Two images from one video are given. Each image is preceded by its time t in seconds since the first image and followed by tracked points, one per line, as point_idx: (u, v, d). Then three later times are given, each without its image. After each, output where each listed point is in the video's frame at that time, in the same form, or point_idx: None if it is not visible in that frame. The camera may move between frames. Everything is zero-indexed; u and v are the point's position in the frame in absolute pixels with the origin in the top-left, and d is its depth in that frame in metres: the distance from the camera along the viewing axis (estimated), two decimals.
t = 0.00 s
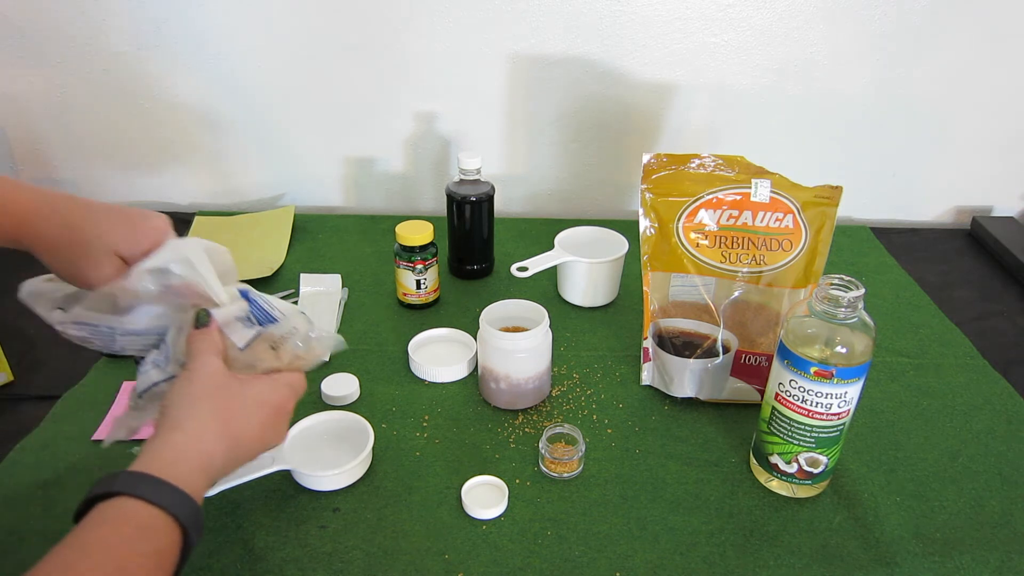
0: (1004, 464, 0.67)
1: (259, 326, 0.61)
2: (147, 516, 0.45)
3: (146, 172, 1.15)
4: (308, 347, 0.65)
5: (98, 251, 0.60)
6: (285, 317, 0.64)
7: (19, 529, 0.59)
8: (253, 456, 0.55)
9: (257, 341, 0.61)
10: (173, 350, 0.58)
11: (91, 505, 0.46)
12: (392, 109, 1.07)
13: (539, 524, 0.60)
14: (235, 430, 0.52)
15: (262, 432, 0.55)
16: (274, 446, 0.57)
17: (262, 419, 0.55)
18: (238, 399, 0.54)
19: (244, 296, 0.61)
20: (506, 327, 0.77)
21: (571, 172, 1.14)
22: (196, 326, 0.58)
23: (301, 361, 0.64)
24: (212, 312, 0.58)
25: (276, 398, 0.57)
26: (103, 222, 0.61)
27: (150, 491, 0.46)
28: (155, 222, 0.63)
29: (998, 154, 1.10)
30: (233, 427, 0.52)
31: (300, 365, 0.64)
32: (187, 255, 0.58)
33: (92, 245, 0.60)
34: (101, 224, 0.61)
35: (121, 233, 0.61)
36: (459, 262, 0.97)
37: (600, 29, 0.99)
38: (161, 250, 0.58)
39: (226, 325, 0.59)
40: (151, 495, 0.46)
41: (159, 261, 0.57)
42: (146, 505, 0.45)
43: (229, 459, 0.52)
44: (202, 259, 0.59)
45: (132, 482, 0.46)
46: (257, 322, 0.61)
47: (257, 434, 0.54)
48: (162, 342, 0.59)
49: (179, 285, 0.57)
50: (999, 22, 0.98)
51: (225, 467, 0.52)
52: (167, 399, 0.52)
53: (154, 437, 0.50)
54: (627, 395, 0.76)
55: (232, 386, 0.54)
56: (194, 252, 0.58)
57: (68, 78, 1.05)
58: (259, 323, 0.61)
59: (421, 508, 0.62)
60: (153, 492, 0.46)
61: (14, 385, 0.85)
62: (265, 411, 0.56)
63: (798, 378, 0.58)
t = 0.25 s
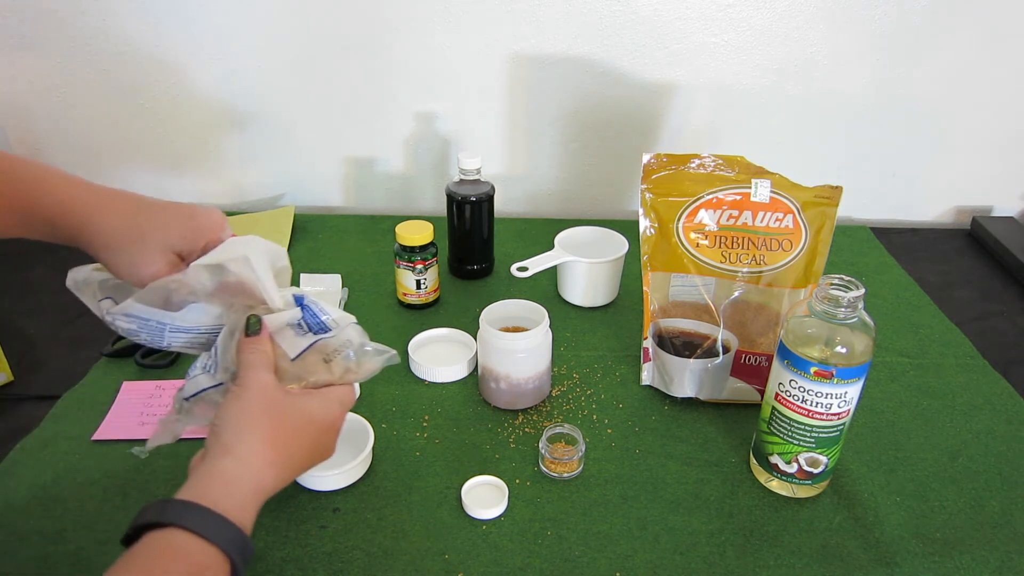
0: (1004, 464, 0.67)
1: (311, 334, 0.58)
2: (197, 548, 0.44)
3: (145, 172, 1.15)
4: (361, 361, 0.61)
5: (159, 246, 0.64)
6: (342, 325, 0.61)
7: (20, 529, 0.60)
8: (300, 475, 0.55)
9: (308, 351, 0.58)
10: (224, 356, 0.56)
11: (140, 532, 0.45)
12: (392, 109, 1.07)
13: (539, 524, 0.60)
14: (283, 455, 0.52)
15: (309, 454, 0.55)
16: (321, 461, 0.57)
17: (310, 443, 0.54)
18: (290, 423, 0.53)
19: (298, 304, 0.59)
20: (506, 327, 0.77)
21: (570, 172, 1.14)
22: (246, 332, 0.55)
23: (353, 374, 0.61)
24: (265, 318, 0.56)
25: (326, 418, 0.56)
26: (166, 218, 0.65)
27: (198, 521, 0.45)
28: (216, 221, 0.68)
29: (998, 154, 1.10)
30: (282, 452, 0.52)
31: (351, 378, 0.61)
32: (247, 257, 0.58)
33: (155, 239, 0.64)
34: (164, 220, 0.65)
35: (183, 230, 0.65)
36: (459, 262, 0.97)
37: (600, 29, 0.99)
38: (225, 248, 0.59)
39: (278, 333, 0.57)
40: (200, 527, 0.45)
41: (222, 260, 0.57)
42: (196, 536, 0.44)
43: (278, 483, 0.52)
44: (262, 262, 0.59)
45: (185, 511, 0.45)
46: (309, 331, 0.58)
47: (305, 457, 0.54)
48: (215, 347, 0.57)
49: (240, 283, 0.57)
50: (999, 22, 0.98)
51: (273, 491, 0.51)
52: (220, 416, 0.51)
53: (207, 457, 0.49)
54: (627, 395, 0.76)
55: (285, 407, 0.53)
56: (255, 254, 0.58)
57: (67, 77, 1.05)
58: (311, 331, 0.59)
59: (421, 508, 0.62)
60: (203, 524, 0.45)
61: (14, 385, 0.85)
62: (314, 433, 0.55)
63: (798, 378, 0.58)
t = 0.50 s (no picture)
0: (1004, 464, 0.67)
1: (308, 325, 0.59)
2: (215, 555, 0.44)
3: (145, 172, 1.15)
4: (362, 346, 0.62)
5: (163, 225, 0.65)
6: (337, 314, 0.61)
7: (20, 529, 0.60)
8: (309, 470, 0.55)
9: (306, 342, 0.58)
10: (219, 354, 0.56)
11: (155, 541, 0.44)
12: (392, 109, 1.07)
13: (539, 524, 0.60)
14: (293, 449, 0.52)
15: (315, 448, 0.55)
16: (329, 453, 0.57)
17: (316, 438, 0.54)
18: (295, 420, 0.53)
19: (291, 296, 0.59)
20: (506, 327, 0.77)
21: (570, 172, 1.14)
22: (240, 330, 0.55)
23: (354, 361, 0.61)
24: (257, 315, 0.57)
25: (332, 410, 0.56)
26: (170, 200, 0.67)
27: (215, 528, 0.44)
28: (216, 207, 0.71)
29: (998, 154, 1.10)
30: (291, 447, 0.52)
31: (353, 366, 0.61)
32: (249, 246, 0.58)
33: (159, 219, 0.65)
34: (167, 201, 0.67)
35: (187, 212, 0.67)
36: (459, 262, 0.97)
37: (601, 29, 0.99)
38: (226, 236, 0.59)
39: (274, 327, 0.58)
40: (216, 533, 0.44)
41: (223, 247, 0.57)
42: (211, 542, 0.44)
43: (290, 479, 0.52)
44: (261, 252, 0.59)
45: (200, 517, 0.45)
46: (304, 322, 0.59)
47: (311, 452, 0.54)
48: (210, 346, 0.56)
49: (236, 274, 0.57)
50: (999, 22, 0.98)
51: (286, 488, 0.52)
52: (225, 418, 0.51)
53: (214, 462, 0.49)
54: (627, 395, 0.76)
55: (289, 405, 0.53)
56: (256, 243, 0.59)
57: (67, 78, 1.05)
58: (307, 322, 0.59)
59: (420, 508, 0.62)
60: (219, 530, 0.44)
61: (14, 385, 0.85)
62: (319, 427, 0.55)
63: (798, 378, 0.58)
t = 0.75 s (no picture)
0: (1004, 464, 0.67)
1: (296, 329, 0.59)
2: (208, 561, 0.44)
3: (146, 171, 1.15)
4: (352, 348, 0.62)
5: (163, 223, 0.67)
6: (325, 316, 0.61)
7: (20, 529, 0.60)
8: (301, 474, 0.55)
9: (294, 346, 0.58)
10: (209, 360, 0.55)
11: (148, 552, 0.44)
12: (392, 109, 1.07)
13: (539, 524, 0.60)
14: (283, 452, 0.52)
15: (308, 451, 0.55)
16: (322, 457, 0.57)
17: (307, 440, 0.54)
18: (285, 423, 0.53)
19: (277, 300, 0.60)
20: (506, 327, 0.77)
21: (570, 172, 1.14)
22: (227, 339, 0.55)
23: (344, 363, 0.61)
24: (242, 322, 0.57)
25: (322, 412, 0.56)
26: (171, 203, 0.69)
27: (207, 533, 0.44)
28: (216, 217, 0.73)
29: (998, 154, 1.10)
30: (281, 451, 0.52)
31: (343, 368, 0.61)
32: (246, 249, 0.61)
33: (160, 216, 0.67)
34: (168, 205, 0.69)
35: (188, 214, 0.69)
36: (459, 262, 0.97)
37: (600, 29, 0.99)
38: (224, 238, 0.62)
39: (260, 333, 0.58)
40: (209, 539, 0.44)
41: (221, 247, 0.60)
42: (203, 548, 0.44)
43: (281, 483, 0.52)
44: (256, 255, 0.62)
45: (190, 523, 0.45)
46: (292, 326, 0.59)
47: (304, 455, 0.54)
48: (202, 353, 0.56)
49: (233, 274, 0.60)
50: (999, 22, 0.98)
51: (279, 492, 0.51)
52: (212, 426, 0.51)
53: (202, 469, 0.49)
54: (627, 395, 0.76)
55: (277, 409, 0.53)
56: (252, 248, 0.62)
57: (67, 78, 1.05)
58: (295, 326, 0.59)
59: (420, 508, 0.62)
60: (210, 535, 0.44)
61: (13, 385, 0.85)
62: (310, 429, 0.55)
63: (798, 378, 0.58)
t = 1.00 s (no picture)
0: (1004, 464, 0.67)
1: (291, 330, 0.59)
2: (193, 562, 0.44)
3: (146, 171, 1.15)
4: (349, 351, 0.61)
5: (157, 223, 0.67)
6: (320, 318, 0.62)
7: (20, 529, 0.60)
8: (293, 475, 0.54)
9: (291, 346, 0.59)
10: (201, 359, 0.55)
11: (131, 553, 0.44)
12: (392, 109, 1.07)
13: (539, 524, 0.60)
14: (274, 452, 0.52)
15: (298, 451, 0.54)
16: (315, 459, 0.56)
17: (297, 438, 0.54)
18: (274, 421, 0.52)
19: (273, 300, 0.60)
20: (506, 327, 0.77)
21: (570, 172, 1.14)
22: (222, 339, 0.56)
23: (341, 366, 0.60)
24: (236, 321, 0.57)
25: (315, 412, 0.56)
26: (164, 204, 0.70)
27: (193, 534, 0.44)
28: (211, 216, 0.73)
29: (998, 154, 1.10)
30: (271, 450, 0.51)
31: (340, 371, 0.60)
32: (242, 248, 0.61)
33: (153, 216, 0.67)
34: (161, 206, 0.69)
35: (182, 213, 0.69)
36: (459, 262, 0.97)
37: (600, 29, 0.99)
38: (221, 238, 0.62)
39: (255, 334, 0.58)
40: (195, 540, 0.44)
41: (218, 247, 0.60)
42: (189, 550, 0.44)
43: (271, 483, 0.51)
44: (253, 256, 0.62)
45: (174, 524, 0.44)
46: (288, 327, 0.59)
47: (294, 455, 0.53)
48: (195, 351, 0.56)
49: (229, 274, 0.60)
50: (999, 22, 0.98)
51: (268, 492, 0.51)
52: (201, 424, 0.51)
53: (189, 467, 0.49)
54: (627, 395, 0.76)
55: (266, 407, 0.53)
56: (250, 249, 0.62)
57: (67, 78, 1.05)
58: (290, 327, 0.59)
59: (420, 508, 0.62)
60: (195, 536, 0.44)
61: (14, 385, 0.85)
62: (301, 428, 0.54)
63: (798, 378, 0.58)
